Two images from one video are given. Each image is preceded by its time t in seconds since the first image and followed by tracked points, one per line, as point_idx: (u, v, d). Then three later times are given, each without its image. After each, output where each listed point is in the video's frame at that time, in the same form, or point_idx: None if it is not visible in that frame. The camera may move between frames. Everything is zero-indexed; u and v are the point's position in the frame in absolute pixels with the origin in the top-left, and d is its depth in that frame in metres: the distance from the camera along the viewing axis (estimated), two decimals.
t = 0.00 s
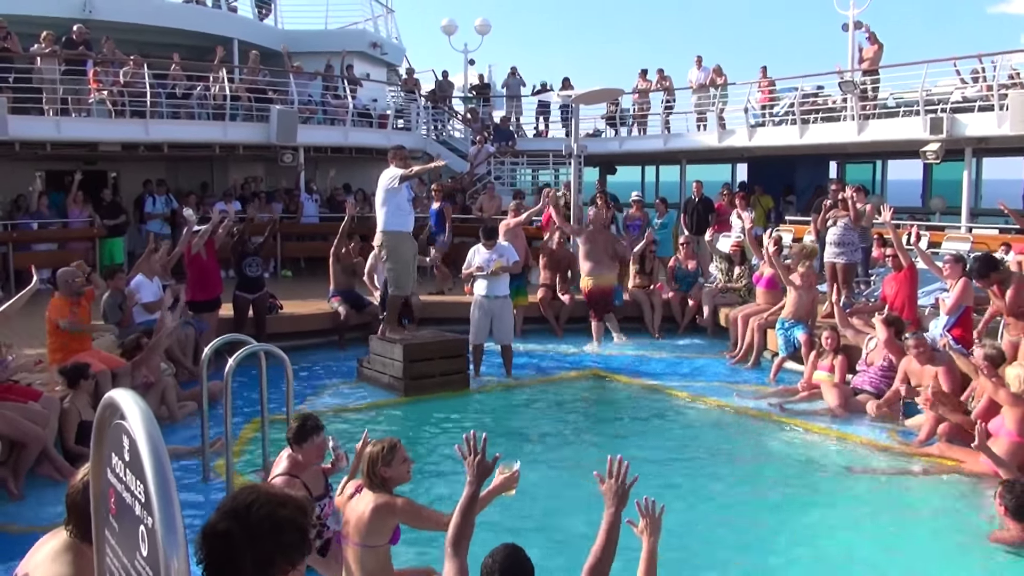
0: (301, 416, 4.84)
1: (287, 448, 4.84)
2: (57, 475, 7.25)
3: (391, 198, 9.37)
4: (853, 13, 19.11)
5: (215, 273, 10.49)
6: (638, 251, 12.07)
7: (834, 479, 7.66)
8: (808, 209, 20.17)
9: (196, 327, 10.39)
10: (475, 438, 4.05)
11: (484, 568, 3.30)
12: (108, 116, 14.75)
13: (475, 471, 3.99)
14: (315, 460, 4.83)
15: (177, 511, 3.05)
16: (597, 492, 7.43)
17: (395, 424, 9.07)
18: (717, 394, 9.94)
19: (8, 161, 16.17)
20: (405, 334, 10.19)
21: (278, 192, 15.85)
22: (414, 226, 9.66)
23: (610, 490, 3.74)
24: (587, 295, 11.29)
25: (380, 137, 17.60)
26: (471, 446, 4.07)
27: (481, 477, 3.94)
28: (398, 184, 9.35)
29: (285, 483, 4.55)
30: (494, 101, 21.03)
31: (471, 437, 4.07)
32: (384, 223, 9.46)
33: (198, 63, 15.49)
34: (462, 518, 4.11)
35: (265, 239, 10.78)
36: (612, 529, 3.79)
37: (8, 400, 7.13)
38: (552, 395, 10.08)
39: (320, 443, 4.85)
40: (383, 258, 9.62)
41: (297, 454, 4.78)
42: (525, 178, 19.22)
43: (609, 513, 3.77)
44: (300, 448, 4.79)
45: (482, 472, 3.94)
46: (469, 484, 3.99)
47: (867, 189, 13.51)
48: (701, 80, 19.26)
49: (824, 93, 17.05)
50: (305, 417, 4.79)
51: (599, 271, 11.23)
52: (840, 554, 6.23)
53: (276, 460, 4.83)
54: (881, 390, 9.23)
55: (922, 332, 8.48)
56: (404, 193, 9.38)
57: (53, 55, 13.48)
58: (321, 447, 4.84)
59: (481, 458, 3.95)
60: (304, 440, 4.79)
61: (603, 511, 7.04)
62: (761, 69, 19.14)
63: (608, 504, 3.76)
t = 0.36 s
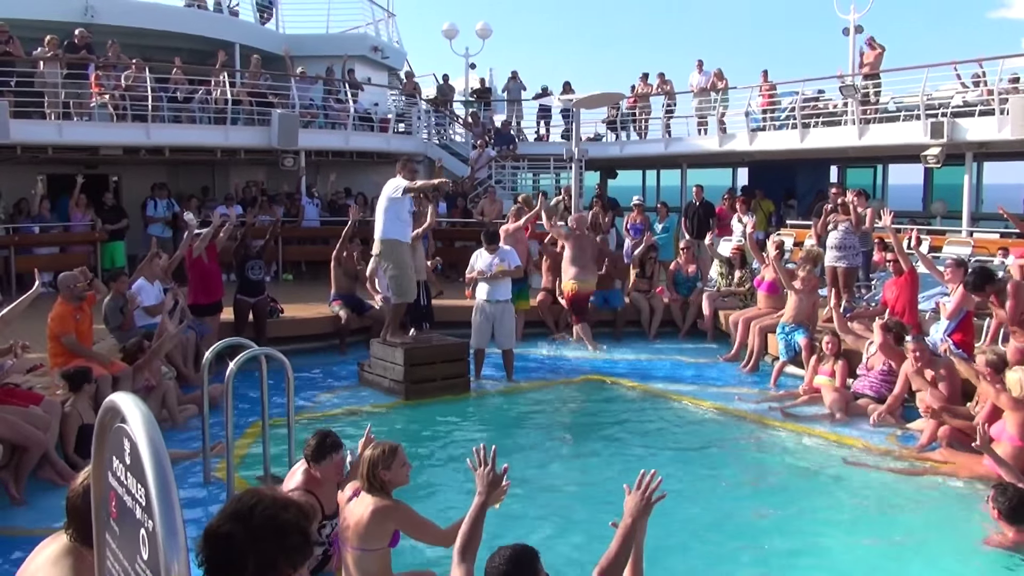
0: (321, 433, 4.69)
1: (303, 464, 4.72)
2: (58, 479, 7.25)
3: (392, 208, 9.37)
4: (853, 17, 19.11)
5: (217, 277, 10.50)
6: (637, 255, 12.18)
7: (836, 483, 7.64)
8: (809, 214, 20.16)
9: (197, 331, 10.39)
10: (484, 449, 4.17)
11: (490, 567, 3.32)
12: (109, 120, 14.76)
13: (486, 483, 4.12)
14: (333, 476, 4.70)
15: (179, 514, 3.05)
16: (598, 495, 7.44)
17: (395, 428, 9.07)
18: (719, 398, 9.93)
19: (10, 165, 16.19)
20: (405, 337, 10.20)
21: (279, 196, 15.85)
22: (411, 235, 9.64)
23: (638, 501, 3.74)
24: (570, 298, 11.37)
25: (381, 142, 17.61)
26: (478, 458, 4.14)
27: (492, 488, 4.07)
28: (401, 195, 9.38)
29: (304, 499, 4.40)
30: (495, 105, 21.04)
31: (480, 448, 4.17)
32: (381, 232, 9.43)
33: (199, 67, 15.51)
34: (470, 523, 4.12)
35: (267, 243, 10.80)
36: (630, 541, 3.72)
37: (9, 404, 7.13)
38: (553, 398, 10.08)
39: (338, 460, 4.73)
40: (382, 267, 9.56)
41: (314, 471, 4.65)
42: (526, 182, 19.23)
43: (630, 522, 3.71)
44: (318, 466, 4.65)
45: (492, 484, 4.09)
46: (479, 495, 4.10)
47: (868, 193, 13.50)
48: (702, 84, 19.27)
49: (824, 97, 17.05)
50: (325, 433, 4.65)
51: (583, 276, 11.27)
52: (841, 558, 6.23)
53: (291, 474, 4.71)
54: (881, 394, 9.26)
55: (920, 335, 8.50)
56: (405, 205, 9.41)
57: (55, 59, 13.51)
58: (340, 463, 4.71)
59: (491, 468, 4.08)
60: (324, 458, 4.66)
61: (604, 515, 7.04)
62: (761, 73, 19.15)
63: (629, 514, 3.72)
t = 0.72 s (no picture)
0: (327, 437, 4.68)
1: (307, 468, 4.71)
2: (56, 478, 7.24)
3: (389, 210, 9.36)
4: (853, 20, 19.11)
5: (216, 277, 10.50)
6: (636, 257, 12.03)
7: (835, 485, 7.65)
8: (809, 216, 20.16)
9: (196, 331, 10.38)
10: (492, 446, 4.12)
11: (492, 563, 3.32)
12: (109, 120, 14.75)
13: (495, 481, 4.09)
14: (337, 482, 4.68)
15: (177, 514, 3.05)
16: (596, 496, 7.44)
17: (394, 429, 9.08)
18: (717, 400, 9.94)
19: (10, 165, 16.18)
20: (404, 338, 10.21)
21: (278, 197, 15.85)
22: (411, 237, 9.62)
23: (591, 486, 3.87)
24: (556, 297, 11.30)
25: (381, 143, 17.59)
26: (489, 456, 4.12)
27: (502, 486, 4.05)
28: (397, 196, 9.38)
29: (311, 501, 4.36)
30: (495, 106, 21.03)
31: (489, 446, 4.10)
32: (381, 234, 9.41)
33: (198, 68, 15.50)
34: (485, 518, 4.14)
35: (266, 243, 10.79)
36: (603, 526, 3.90)
37: (8, 404, 7.14)
38: (551, 399, 10.08)
39: (342, 465, 4.72)
40: (382, 267, 9.58)
41: (319, 475, 4.62)
42: (525, 183, 19.24)
43: (597, 511, 3.89)
44: (323, 471, 4.64)
45: (501, 481, 4.05)
46: (490, 491, 4.09)
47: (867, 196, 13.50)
48: (702, 86, 19.26)
49: (824, 99, 17.05)
50: (331, 437, 4.64)
51: (571, 276, 11.22)
52: (840, 560, 6.23)
53: (295, 478, 4.70)
54: (880, 397, 9.28)
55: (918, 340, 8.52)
56: (401, 205, 9.43)
57: (56, 59, 13.50)
58: (343, 468, 4.71)
59: (499, 466, 4.05)
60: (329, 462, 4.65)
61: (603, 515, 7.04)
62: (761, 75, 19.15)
63: (593, 502, 3.89)
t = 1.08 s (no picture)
0: (323, 431, 4.70)
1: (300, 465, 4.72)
2: (52, 479, 7.21)
3: (387, 203, 9.39)
4: (853, 23, 19.11)
5: (215, 277, 10.50)
6: (633, 260, 12.23)
7: (833, 488, 7.64)
8: (807, 219, 20.17)
9: (194, 331, 10.39)
10: (492, 448, 4.17)
11: (485, 564, 3.32)
12: (109, 120, 14.75)
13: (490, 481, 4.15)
14: (329, 475, 4.69)
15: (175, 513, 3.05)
16: (594, 498, 7.45)
17: (393, 430, 9.09)
18: (716, 402, 9.94)
19: (10, 164, 16.16)
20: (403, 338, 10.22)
21: (278, 197, 15.84)
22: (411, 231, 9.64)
23: (644, 503, 3.72)
24: (533, 304, 11.23)
25: (380, 143, 17.59)
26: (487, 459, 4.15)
27: (498, 486, 4.08)
28: (392, 188, 9.42)
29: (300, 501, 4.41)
30: (494, 108, 21.03)
31: (489, 445, 4.19)
32: (381, 227, 9.45)
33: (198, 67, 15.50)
34: (473, 521, 4.14)
35: (265, 243, 10.79)
36: (635, 542, 3.70)
37: (6, 403, 7.15)
38: (550, 401, 10.09)
39: (338, 457, 4.71)
40: (379, 262, 9.65)
41: (311, 470, 4.64)
42: (524, 185, 19.23)
43: (636, 526, 3.71)
44: (316, 463, 4.66)
45: (497, 481, 4.09)
46: (483, 493, 4.10)
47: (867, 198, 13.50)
48: (701, 88, 19.27)
49: (823, 102, 17.06)
50: (326, 430, 4.66)
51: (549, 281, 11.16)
52: (837, 562, 6.23)
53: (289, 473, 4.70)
54: (877, 400, 9.34)
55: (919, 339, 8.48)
56: (399, 197, 9.42)
57: (55, 59, 13.49)
58: (339, 460, 4.70)
59: (498, 467, 4.10)
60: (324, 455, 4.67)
61: (601, 517, 7.05)
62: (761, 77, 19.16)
63: (637, 517, 3.72)
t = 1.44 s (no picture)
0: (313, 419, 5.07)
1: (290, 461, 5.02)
2: (52, 482, 7.22)
3: (386, 201, 9.37)
4: (852, 26, 19.12)
5: (215, 280, 10.50)
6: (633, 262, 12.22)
7: (833, 491, 7.65)
8: (806, 222, 20.17)
9: (194, 334, 10.37)
10: (466, 447, 4.12)
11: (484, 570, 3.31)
12: (108, 123, 14.73)
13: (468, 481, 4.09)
14: (318, 463, 5.02)
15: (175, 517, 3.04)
16: (594, 500, 7.44)
17: (392, 433, 9.09)
18: (715, 405, 9.93)
19: (9, 167, 16.14)
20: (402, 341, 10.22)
21: (277, 200, 15.83)
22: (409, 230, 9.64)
23: (633, 507, 3.69)
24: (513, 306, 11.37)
25: (379, 146, 17.60)
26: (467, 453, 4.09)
27: (475, 485, 4.03)
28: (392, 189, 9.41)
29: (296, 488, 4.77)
30: (493, 111, 21.03)
31: (463, 444, 4.11)
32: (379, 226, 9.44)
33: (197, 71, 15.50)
34: (459, 527, 4.14)
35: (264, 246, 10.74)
36: (629, 547, 3.68)
37: (5, 407, 7.15)
38: (549, 404, 10.09)
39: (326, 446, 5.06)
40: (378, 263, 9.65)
41: (303, 459, 4.99)
42: (524, 188, 19.22)
43: (627, 531, 3.69)
44: (307, 452, 4.96)
45: (475, 480, 4.02)
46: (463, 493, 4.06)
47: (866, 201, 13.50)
48: (700, 91, 19.28)
49: (822, 105, 17.07)
50: (314, 420, 5.02)
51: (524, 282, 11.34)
52: (838, 565, 6.24)
53: (279, 469, 4.97)
54: (877, 402, 9.36)
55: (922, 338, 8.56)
56: (400, 198, 9.40)
57: (54, 62, 13.48)
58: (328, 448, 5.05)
59: (475, 465, 4.04)
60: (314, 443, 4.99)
61: (600, 520, 7.05)
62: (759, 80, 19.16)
63: (627, 522, 3.70)
